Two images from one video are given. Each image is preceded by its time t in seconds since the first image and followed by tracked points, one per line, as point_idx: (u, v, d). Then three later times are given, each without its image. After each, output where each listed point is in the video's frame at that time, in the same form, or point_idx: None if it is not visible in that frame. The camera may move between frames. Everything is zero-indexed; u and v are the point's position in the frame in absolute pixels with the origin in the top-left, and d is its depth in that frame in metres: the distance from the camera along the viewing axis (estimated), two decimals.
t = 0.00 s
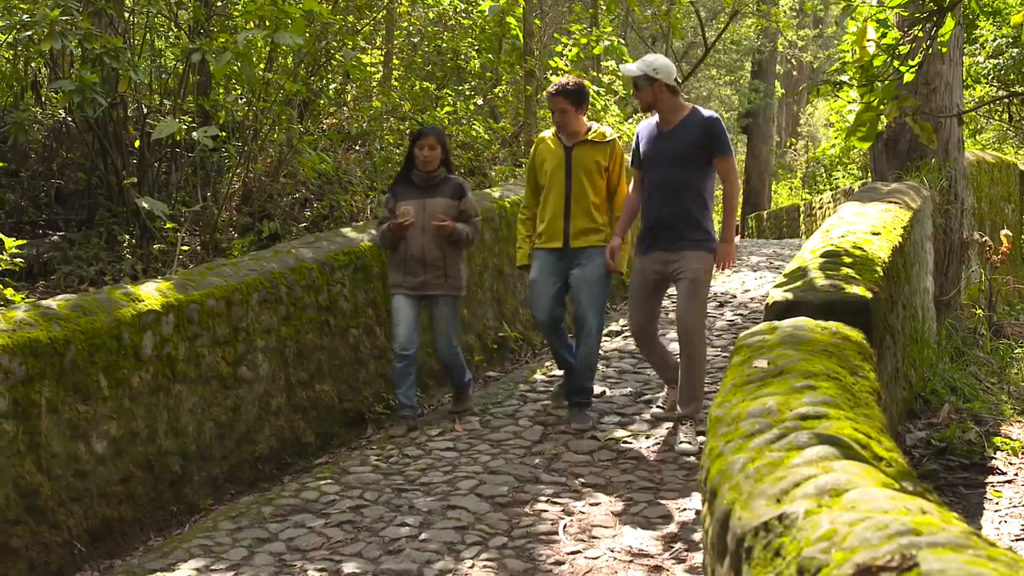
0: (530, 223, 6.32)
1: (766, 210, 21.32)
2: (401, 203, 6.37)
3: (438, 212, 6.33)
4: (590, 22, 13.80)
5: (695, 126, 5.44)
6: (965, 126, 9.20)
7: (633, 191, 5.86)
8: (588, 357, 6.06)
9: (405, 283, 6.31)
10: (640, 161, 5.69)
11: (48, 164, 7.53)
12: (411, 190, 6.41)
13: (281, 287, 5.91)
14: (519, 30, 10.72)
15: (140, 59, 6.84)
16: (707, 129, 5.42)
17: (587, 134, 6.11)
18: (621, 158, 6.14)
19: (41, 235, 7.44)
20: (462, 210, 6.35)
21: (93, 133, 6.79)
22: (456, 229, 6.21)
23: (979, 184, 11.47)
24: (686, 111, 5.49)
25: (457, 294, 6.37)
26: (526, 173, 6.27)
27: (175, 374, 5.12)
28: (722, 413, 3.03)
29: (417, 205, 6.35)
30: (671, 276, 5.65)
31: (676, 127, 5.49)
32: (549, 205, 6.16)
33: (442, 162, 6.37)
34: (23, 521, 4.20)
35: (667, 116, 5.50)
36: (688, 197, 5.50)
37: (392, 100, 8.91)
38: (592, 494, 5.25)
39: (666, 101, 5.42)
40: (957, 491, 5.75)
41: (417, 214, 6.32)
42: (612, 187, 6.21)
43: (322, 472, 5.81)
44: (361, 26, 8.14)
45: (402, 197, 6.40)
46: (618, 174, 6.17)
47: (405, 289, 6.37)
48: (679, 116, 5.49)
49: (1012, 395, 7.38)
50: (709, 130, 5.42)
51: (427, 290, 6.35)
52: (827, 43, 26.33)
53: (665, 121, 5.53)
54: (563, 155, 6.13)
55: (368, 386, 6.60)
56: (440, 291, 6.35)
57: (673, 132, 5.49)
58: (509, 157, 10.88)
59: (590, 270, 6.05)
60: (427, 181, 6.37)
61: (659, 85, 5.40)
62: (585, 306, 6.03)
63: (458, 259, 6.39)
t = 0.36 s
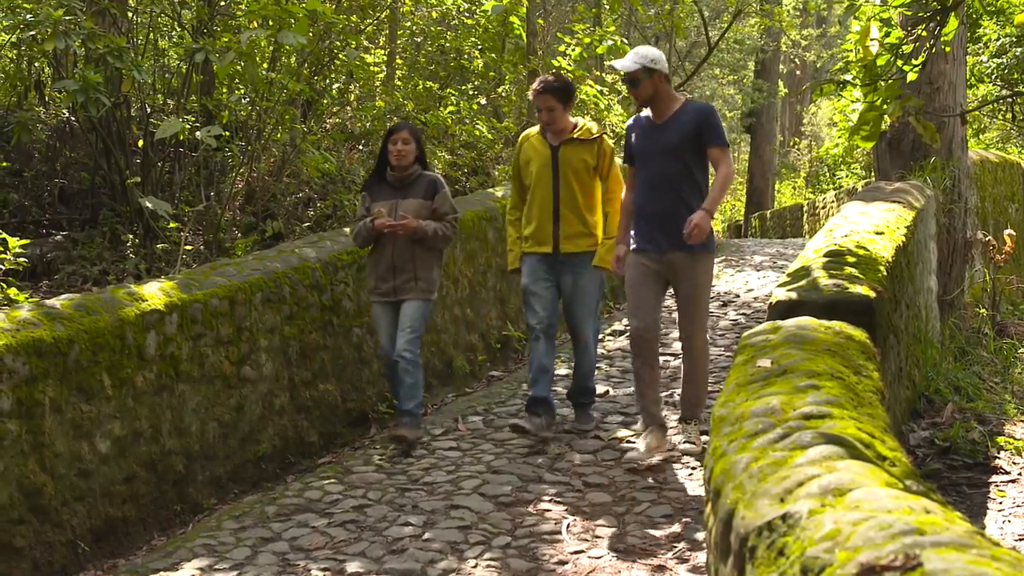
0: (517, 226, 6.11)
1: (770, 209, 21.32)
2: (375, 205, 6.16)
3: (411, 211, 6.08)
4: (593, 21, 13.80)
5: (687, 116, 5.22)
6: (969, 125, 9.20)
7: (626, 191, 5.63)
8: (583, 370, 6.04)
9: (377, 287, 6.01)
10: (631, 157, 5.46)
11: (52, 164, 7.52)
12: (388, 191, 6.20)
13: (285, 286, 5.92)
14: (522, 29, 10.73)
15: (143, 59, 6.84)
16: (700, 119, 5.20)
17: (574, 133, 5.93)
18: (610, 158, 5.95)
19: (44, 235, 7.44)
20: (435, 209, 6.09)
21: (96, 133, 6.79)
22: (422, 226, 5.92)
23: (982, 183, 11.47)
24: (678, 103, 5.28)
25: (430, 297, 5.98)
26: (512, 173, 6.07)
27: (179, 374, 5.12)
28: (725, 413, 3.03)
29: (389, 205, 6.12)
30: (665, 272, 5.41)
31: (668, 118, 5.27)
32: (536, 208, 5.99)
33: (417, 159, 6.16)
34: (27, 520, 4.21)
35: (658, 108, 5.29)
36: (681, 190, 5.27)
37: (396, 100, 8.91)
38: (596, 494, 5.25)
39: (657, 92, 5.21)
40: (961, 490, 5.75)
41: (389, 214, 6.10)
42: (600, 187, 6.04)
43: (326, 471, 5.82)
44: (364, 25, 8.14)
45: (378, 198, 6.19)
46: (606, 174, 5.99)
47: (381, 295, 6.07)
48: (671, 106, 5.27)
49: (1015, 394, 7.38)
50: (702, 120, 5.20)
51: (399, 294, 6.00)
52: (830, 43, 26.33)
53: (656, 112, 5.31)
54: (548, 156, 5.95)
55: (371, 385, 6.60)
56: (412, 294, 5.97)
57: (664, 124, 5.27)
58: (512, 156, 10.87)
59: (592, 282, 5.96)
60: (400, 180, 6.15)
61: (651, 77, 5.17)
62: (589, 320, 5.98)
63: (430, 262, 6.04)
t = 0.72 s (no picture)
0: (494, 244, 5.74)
1: (774, 209, 21.32)
2: (362, 222, 5.92)
3: (398, 229, 5.83)
4: (597, 21, 13.81)
5: (677, 137, 4.80)
6: (973, 124, 9.19)
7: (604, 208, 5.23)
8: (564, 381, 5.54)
9: (359, 306, 5.75)
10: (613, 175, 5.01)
11: (56, 163, 7.52)
12: (375, 209, 5.96)
13: (289, 285, 5.92)
14: (526, 29, 10.73)
15: (148, 58, 6.85)
16: (690, 140, 4.78)
17: (548, 141, 5.60)
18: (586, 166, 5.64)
19: (48, 234, 7.45)
20: (422, 228, 5.84)
21: (100, 132, 6.80)
22: (404, 245, 5.68)
23: (987, 182, 11.47)
24: (665, 121, 4.84)
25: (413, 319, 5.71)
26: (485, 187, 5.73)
27: (183, 373, 5.12)
28: (729, 411, 3.03)
29: (378, 223, 5.88)
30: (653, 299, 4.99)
31: (656, 139, 4.83)
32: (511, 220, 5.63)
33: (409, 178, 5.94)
34: (32, 519, 4.21)
35: (643, 127, 4.84)
36: (672, 215, 4.84)
37: (399, 99, 8.92)
38: (600, 494, 5.25)
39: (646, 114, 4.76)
40: (965, 490, 5.75)
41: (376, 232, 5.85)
42: (578, 198, 5.70)
43: (330, 470, 5.82)
44: (368, 24, 8.14)
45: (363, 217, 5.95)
46: (583, 183, 5.66)
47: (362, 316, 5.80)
48: (659, 124, 4.83)
49: (1019, 394, 7.38)
50: (691, 140, 4.80)
51: (381, 315, 5.73)
52: (834, 42, 26.32)
53: (640, 131, 4.86)
54: (522, 166, 5.62)
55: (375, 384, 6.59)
56: (394, 316, 5.71)
57: (652, 144, 4.83)
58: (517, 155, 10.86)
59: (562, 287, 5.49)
60: (388, 198, 5.91)
61: (641, 99, 4.71)
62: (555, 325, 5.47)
63: (416, 282, 5.78)
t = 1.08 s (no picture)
0: (469, 254, 5.43)
1: (780, 206, 21.32)
2: (336, 224, 5.61)
3: (379, 231, 5.57)
4: (603, 18, 13.80)
5: (671, 135, 4.51)
6: (979, 122, 9.18)
7: (605, 210, 4.99)
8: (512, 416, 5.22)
9: (340, 314, 5.48)
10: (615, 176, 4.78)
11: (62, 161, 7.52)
12: (346, 209, 5.67)
13: (294, 283, 5.93)
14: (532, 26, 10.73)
15: (153, 56, 6.86)
16: (686, 139, 4.48)
17: (535, 150, 5.26)
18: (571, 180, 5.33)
19: (54, 232, 7.46)
20: (404, 229, 5.60)
21: (106, 130, 6.80)
22: (395, 248, 5.45)
23: (993, 180, 11.46)
24: (663, 118, 4.56)
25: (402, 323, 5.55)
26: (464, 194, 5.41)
27: (189, 371, 5.13)
28: (735, 409, 3.03)
29: (354, 225, 5.59)
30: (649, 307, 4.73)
31: (651, 136, 4.57)
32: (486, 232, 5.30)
33: (381, 175, 5.65)
34: (38, 517, 4.22)
35: (639, 123, 4.59)
36: (664, 218, 4.57)
37: (405, 97, 8.92)
38: (605, 492, 5.26)
39: (636, 108, 4.53)
40: (971, 488, 5.74)
41: (354, 235, 5.56)
42: (561, 212, 5.39)
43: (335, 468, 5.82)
44: (373, 23, 8.14)
45: (335, 216, 5.65)
46: (567, 199, 5.35)
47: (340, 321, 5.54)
48: (655, 121, 4.55)
49: None
50: (687, 139, 4.49)
51: (368, 321, 5.51)
52: (840, 40, 26.31)
53: (638, 128, 4.61)
54: (503, 176, 5.28)
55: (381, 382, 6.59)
56: (383, 322, 5.53)
57: (646, 141, 4.57)
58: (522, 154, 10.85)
59: (535, 308, 5.18)
60: (363, 197, 5.63)
61: (626, 90, 4.54)
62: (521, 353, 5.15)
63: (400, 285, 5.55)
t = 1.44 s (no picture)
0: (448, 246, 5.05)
1: (786, 203, 21.31)
2: (293, 230, 5.25)
3: (336, 236, 5.19)
4: (610, 14, 13.80)
5: (674, 135, 4.23)
6: (986, 118, 9.17)
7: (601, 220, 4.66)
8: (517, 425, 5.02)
9: (296, 324, 5.12)
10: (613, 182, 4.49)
11: (69, 158, 7.52)
12: (305, 214, 5.30)
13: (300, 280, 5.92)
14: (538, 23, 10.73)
15: (160, 53, 6.86)
16: (690, 140, 4.19)
17: (509, 140, 4.88)
18: (549, 168, 4.94)
19: (61, 229, 7.46)
20: (363, 233, 5.21)
21: (112, 127, 6.81)
22: (349, 255, 5.05)
23: (999, 176, 11.45)
24: (666, 118, 4.28)
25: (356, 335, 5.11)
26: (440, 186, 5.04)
27: (195, 368, 5.13)
28: (741, 405, 3.03)
29: (310, 231, 5.22)
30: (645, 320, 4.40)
31: (652, 136, 4.28)
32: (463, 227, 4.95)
33: (339, 178, 5.27)
34: (44, 513, 4.22)
35: (640, 123, 4.31)
36: (662, 223, 4.28)
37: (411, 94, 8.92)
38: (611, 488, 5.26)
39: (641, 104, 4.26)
40: (977, 484, 5.74)
41: (310, 241, 5.19)
42: (540, 201, 4.98)
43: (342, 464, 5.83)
44: (379, 19, 8.13)
45: (293, 223, 5.28)
46: (547, 188, 4.96)
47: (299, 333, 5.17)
48: (657, 120, 4.27)
49: None
50: (689, 139, 4.20)
51: (321, 332, 5.11)
52: (846, 36, 26.29)
53: (639, 128, 4.33)
54: (479, 166, 4.90)
55: (387, 379, 6.59)
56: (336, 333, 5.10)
57: (646, 142, 4.29)
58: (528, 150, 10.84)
59: (526, 313, 4.89)
60: (319, 202, 5.26)
61: (634, 87, 4.27)
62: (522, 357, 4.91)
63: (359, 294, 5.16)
